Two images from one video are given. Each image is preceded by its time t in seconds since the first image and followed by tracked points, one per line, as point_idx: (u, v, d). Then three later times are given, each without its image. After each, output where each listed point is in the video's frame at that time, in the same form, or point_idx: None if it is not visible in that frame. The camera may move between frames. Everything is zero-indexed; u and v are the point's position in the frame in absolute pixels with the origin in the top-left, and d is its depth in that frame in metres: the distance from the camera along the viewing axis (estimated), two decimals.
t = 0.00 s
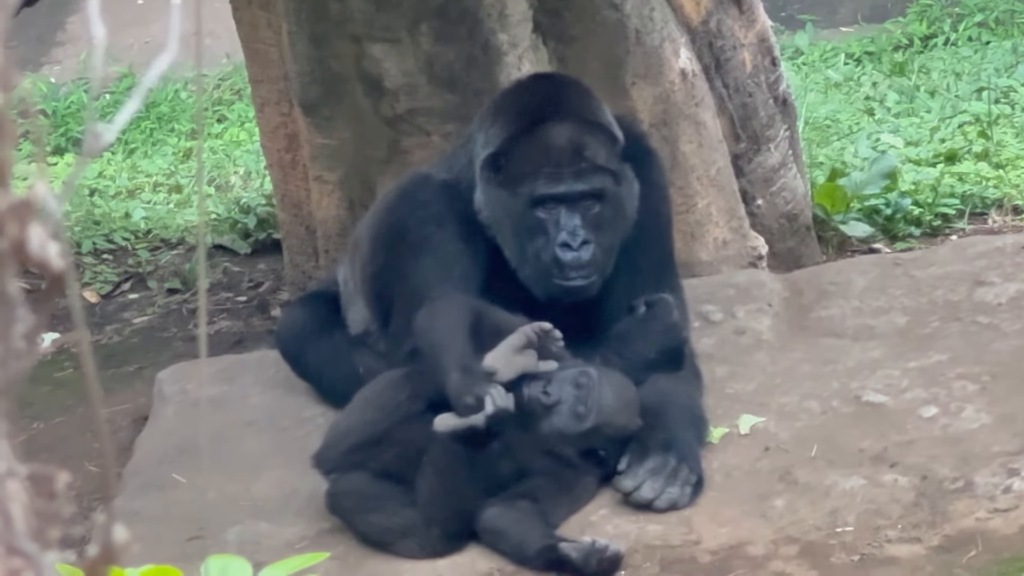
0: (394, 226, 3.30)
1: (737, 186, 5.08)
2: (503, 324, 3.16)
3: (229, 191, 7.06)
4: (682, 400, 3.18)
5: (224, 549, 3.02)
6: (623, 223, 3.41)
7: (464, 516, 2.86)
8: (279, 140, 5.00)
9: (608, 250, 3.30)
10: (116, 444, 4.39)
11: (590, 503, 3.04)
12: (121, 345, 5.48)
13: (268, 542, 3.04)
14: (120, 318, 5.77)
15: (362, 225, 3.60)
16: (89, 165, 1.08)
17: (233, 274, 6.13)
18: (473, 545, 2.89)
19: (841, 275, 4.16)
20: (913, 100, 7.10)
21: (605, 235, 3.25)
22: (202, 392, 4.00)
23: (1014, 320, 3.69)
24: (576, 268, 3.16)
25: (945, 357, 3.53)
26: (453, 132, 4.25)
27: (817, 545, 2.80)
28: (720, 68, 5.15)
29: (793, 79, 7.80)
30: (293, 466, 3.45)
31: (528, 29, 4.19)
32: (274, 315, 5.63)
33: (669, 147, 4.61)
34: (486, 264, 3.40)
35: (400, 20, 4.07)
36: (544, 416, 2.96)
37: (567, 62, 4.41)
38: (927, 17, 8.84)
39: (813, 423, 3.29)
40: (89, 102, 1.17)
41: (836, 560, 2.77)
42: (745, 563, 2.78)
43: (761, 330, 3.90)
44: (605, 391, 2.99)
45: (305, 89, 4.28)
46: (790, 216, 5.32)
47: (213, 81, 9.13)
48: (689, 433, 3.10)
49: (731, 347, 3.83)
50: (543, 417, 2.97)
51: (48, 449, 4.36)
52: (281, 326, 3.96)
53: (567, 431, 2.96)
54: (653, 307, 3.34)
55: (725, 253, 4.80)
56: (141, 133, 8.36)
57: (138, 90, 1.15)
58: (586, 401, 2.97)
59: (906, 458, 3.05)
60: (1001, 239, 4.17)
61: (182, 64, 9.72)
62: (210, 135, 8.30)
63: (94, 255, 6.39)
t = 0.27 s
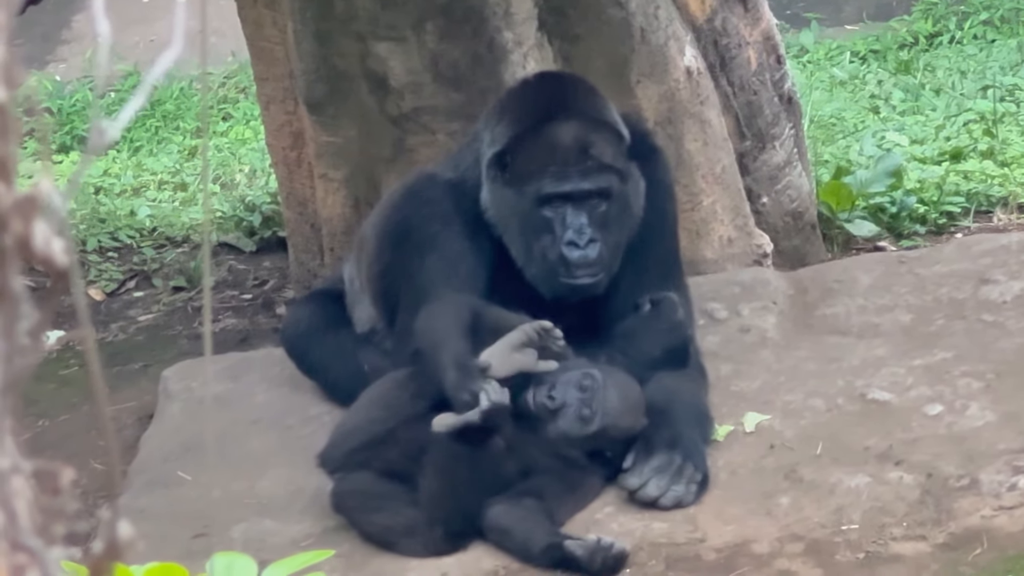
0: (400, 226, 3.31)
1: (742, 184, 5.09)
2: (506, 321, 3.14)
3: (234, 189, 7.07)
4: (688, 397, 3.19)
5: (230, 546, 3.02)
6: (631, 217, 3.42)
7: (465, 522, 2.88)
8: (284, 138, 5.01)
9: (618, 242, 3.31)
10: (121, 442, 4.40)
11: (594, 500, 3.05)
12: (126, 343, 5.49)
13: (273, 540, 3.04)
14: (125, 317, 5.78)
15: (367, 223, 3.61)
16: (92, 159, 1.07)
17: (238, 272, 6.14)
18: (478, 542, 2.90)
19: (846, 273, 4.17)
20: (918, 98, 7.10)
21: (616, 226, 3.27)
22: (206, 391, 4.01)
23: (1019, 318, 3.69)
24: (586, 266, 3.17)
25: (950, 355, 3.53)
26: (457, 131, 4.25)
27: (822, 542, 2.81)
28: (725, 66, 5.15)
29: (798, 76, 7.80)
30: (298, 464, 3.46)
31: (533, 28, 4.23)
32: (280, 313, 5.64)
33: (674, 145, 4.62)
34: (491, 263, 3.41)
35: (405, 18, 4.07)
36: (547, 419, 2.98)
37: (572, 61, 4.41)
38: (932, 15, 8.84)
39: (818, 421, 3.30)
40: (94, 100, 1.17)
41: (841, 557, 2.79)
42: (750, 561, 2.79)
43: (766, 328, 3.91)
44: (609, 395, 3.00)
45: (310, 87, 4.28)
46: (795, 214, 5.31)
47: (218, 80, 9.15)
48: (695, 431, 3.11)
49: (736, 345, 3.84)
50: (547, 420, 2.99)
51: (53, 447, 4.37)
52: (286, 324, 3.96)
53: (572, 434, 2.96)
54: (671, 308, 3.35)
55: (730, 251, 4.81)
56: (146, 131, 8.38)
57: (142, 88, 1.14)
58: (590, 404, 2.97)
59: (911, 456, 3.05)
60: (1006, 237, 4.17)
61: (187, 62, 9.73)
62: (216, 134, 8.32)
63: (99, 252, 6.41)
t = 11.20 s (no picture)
0: (416, 252, 3.16)
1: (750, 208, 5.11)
2: (526, 370, 3.03)
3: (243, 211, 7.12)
4: (696, 422, 3.26)
5: (237, 567, 3.02)
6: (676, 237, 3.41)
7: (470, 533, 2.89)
8: (293, 160, 5.03)
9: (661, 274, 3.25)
10: (129, 464, 4.41)
11: (601, 523, 3.06)
12: (134, 365, 5.51)
13: (280, 561, 3.02)
14: (133, 338, 5.80)
15: (377, 243, 3.53)
16: (75, 172, 1.08)
17: (246, 293, 6.16)
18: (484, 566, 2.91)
19: (853, 295, 4.18)
20: (926, 120, 7.13)
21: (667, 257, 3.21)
22: (214, 413, 4.02)
23: None
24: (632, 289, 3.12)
25: (957, 375, 3.54)
26: (466, 151, 4.27)
27: (830, 563, 2.81)
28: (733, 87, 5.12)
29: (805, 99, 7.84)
30: (306, 486, 3.47)
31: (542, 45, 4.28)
32: (288, 334, 5.65)
33: (682, 167, 4.64)
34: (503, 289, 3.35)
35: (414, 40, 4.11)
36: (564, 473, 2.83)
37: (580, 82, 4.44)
38: (940, 38, 8.87)
39: (825, 442, 3.30)
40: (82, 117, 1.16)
41: None
42: None
43: (773, 350, 3.92)
44: (615, 442, 2.96)
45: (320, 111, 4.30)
46: (803, 235, 5.37)
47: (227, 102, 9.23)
48: (702, 453, 3.16)
49: (743, 367, 3.85)
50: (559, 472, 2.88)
51: (60, 467, 4.37)
52: (294, 348, 3.98)
53: (583, 481, 2.90)
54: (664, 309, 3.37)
55: (738, 273, 4.83)
56: (155, 153, 8.45)
57: (122, 98, 1.15)
58: (598, 451, 2.86)
59: (917, 476, 3.06)
60: (1013, 258, 4.18)
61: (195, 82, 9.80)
62: (225, 156, 8.40)
63: (108, 275, 6.43)
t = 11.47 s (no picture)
0: (421, 252, 3.17)
1: (753, 207, 5.12)
2: (527, 365, 2.85)
3: (247, 212, 7.13)
4: (701, 421, 3.30)
5: (241, 568, 3.02)
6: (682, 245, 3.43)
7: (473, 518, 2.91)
8: (296, 160, 5.04)
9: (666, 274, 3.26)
10: (132, 464, 4.42)
11: (604, 523, 3.06)
12: (137, 365, 5.51)
13: (283, 561, 3.02)
14: (136, 339, 5.81)
15: (381, 244, 3.54)
16: (77, 173, 1.07)
17: (249, 294, 6.17)
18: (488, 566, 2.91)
19: (857, 295, 4.18)
20: (929, 120, 7.13)
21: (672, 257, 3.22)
22: (217, 413, 4.03)
23: None
24: (633, 287, 3.15)
25: (960, 375, 3.54)
26: (469, 152, 4.28)
27: (834, 563, 2.81)
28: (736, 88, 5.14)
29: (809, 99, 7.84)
30: (309, 486, 3.48)
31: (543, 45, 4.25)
32: (292, 335, 5.66)
33: (686, 167, 4.65)
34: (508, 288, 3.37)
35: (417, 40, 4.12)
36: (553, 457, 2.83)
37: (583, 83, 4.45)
38: (943, 38, 8.87)
39: (829, 442, 3.31)
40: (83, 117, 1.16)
41: None
42: None
43: (777, 349, 3.92)
44: (620, 442, 2.94)
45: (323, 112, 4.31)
46: (806, 235, 5.38)
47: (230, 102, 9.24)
48: (707, 452, 3.19)
49: (746, 366, 3.85)
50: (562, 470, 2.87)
51: (63, 467, 4.38)
52: (297, 346, 3.98)
53: (585, 479, 2.91)
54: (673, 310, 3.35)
55: (740, 273, 4.84)
56: (158, 153, 8.46)
57: (127, 99, 1.14)
58: (602, 450, 2.88)
59: (921, 476, 3.06)
60: (1017, 258, 4.19)
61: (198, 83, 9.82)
62: (228, 157, 8.41)
63: (111, 275, 6.44)
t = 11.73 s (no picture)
0: (428, 249, 3.19)
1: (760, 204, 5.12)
2: (534, 359, 3.04)
3: (254, 209, 7.14)
4: (708, 415, 3.22)
5: (248, 564, 3.03)
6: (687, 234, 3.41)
7: (476, 506, 2.92)
8: (303, 157, 5.03)
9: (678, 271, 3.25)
10: (140, 461, 4.44)
11: (612, 519, 3.06)
12: (145, 362, 5.53)
13: (291, 558, 3.03)
14: (144, 336, 5.82)
15: (388, 240, 3.54)
16: (85, 171, 1.08)
17: (257, 291, 6.19)
18: (495, 562, 2.92)
19: (864, 291, 4.18)
20: (937, 116, 7.13)
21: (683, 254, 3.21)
22: (225, 410, 4.04)
23: None
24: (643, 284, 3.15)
25: (967, 372, 3.55)
26: (476, 148, 4.28)
27: (841, 560, 2.81)
28: (743, 85, 5.14)
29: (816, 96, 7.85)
30: (317, 483, 3.49)
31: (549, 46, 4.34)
32: (299, 332, 5.67)
33: (693, 163, 4.65)
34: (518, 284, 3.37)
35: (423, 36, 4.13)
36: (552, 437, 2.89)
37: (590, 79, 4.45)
38: (951, 34, 8.85)
39: (836, 438, 3.31)
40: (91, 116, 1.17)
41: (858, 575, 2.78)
42: None
43: (784, 346, 3.92)
44: (627, 435, 2.97)
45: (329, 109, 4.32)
46: (813, 232, 5.36)
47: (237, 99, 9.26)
48: (714, 448, 3.15)
49: (753, 363, 3.85)
50: (569, 465, 2.93)
51: (71, 464, 4.40)
52: (306, 342, 3.97)
53: (593, 475, 2.96)
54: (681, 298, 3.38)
55: (748, 269, 4.83)
56: (166, 151, 8.48)
57: (132, 96, 1.15)
58: (610, 445, 2.93)
59: (928, 473, 3.06)
60: None
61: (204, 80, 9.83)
62: (235, 154, 8.43)
63: (118, 272, 6.46)
